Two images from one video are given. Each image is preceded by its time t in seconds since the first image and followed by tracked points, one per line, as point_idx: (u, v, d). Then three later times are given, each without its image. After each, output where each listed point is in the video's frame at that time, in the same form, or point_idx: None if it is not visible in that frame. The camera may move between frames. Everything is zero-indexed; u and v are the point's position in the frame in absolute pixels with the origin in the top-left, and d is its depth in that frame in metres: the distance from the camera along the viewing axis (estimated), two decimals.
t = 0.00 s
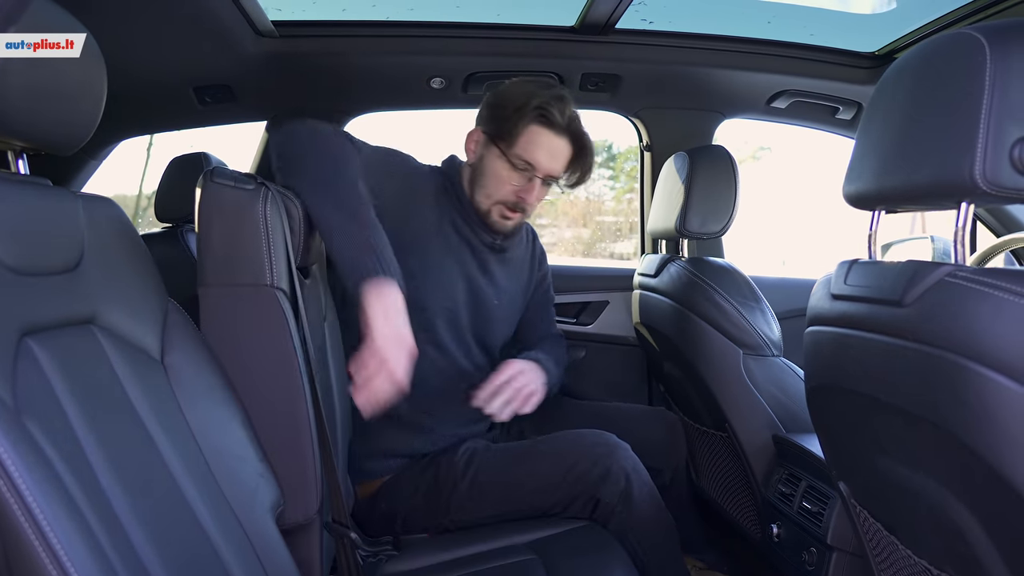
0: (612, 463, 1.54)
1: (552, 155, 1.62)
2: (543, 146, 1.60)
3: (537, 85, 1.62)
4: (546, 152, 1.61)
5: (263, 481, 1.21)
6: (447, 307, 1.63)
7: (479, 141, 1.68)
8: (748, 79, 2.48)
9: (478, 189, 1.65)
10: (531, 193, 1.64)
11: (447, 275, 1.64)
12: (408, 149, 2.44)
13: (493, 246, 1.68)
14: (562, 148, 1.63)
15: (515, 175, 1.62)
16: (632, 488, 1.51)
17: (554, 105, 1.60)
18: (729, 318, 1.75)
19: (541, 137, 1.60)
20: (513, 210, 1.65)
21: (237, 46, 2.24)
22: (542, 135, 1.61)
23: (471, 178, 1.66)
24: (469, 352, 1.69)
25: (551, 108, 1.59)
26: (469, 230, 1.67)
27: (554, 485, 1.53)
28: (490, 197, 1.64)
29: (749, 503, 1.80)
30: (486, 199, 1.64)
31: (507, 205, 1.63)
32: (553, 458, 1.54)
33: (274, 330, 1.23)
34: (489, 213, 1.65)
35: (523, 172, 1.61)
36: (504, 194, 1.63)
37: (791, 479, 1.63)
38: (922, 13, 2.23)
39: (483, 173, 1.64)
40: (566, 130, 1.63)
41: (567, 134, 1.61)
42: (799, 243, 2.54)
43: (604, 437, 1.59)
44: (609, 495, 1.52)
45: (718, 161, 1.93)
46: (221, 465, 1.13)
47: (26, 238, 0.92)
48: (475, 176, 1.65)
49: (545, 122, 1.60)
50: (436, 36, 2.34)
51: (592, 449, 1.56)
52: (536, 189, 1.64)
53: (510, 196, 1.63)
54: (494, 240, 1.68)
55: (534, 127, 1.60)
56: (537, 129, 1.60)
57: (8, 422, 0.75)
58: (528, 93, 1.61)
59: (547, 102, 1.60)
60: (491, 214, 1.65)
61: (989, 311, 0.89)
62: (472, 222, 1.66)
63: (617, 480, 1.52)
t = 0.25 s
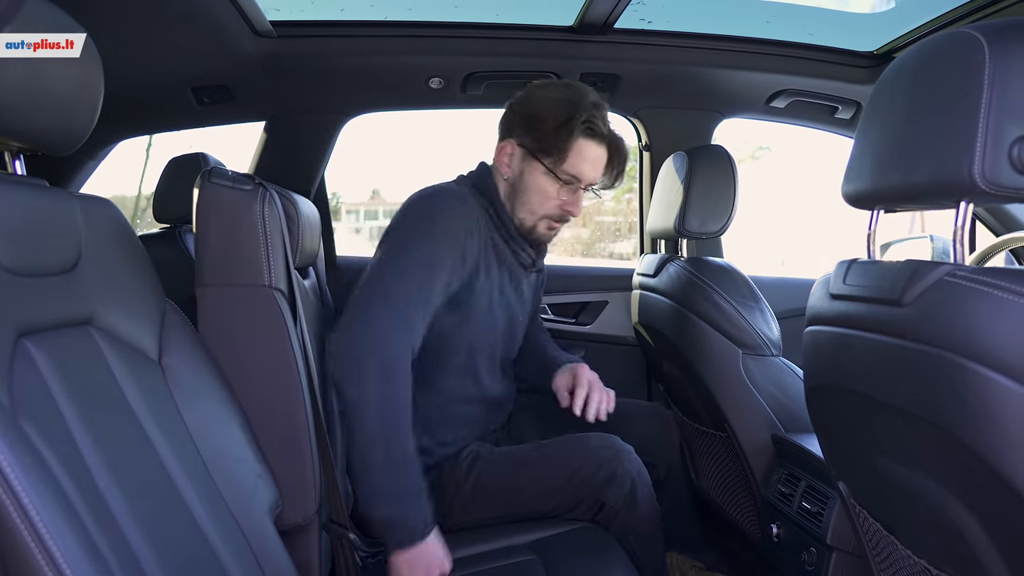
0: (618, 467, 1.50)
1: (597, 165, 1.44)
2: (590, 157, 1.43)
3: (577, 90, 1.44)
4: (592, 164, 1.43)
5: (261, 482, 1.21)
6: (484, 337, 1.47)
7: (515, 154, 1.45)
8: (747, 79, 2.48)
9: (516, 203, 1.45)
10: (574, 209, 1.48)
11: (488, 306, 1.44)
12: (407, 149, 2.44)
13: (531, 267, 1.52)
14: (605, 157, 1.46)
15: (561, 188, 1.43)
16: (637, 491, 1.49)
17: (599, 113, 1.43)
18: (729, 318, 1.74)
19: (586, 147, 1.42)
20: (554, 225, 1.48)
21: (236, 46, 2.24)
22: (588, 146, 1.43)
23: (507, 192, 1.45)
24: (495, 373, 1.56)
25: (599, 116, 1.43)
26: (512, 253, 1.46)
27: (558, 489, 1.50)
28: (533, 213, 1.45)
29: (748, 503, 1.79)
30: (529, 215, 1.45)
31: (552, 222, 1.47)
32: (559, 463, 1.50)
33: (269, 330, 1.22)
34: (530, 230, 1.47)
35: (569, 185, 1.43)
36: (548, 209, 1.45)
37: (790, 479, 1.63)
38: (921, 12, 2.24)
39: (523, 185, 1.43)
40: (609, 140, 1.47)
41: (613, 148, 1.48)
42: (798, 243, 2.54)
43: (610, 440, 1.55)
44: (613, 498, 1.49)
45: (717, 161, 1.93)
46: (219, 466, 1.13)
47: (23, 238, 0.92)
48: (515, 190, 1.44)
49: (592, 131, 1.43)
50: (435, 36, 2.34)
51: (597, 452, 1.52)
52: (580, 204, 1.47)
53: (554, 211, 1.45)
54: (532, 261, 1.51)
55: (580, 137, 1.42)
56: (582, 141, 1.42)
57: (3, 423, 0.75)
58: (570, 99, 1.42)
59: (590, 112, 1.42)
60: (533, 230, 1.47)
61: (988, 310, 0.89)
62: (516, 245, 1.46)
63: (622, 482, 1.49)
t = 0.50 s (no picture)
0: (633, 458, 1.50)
1: (623, 164, 1.44)
2: (618, 159, 1.42)
3: (608, 86, 1.39)
4: (618, 166, 1.43)
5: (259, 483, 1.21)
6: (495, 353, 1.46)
7: (538, 155, 1.42)
8: (746, 79, 2.47)
9: (540, 207, 1.45)
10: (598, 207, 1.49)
11: (489, 330, 1.42)
12: (406, 149, 2.44)
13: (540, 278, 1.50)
14: (631, 153, 1.45)
15: (587, 193, 1.43)
16: (643, 489, 1.47)
17: (629, 111, 1.40)
18: (728, 319, 1.74)
19: (616, 148, 1.41)
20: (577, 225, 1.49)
21: (234, 46, 2.23)
22: (617, 147, 1.41)
23: (530, 197, 1.45)
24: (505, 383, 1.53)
25: (628, 115, 1.40)
26: (524, 260, 1.45)
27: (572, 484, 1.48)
28: (557, 216, 1.46)
29: (747, 503, 1.79)
30: (552, 219, 1.46)
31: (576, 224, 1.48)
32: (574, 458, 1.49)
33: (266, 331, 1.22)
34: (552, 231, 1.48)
35: (596, 190, 1.43)
36: (573, 213, 1.45)
37: (789, 479, 1.63)
38: (920, 12, 2.23)
39: (549, 190, 1.43)
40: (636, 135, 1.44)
41: (642, 142, 1.45)
42: (797, 243, 2.54)
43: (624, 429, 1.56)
44: (629, 488, 1.48)
45: (716, 161, 1.92)
46: (216, 468, 1.13)
47: (19, 239, 0.92)
48: (538, 195, 1.43)
49: (620, 131, 1.40)
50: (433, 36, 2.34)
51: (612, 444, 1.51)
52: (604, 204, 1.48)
53: (578, 214, 1.46)
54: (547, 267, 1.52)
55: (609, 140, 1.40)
56: (614, 143, 1.40)
57: None
58: (602, 98, 1.38)
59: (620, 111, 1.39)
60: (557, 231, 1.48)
61: (986, 310, 0.88)
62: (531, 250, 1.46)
63: (634, 476, 1.48)
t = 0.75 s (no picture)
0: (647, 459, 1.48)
1: (591, 133, 1.39)
2: (585, 129, 1.37)
3: (568, 54, 1.35)
4: (585, 135, 1.38)
5: (256, 483, 1.20)
6: (483, 337, 1.44)
7: (501, 129, 1.39)
8: (745, 79, 2.47)
9: (507, 182, 1.41)
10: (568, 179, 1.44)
11: (466, 305, 1.40)
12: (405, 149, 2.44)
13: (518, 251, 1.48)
14: (600, 122, 1.40)
15: (554, 163, 1.38)
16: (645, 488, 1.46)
17: (592, 78, 1.36)
18: (727, 318, 1.74)
19: (580, 117, 1.36)
20: (547, 198, 1.44)
21: (233, 46, 2.23)
22: (582, 115, 1.37)
23: (496, 172, 1.41)
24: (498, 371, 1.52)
25: (593, 83, 1.36)
26: (496, 234, 1.44)
27: (584, 495, 1.43)
28: (526, 190, 1.41)
29: (747, 503, 1.79)
30: (520, 194, 1.41)
31: (546, 197, 1.43)
32: (590, 468, 1.45)
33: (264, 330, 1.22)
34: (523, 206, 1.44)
35: (563, 159, 1.38)
36: (541, 185, 1.41)
37: (789, 479, 1.62)
38: (920, 11, 2.23)
39: (513, 163, 1.39)
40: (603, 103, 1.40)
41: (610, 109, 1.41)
42: (797, 243, 2.54)
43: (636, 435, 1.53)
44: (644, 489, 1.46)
45: (715, 161, 1.92)
46: (213, 468, 1.13)
47: (16, 238, 0.92)
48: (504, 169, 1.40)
49: (586, 101, 1.36)
50: (432, 36, 2.34)
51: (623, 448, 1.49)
52: (574, 177, 1.43)
53: (547, 186, 1.41)
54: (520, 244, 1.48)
55: (574, 110, 1.36)
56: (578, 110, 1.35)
57: None
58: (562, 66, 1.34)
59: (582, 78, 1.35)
60: (528, 206, 1.44)
61: (985, 310, 0.88)
62: (498, 225, 1.43)
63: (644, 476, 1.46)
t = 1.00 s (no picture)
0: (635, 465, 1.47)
1: (560, 144, 1.49)
2: (554, 139, 1.47)
3: (527, 73, 1.45)
4: (555, 146, 1.48)
5: (255, 482, 1.21)
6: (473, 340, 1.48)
7: (476, 151, 1.51)
8: (743, 79, 2.48)
9: (489, 199, 1.51)
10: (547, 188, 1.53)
11: (458, 311, 1.49)
12: (404, 149, 2.45)
13: (505, 272, 1.57)
14: (568, 132, 1.50)
15: (528, 176, 1.49)
16: (643, 486, 1.46)
17: (554, 92, 1.45)
18: (724, 318, 1.74)
19: (547, 130, 1.46)
20: (531, 210, 1.54)
21: (231, 46, 2.23)
22: (549, 129, 1.46)
23: (477, 192, 1.52)
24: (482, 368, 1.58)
25: (555, 96, 1.45)
26: (483, 249, 1.51)
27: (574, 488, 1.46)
28: (506, 205, 1.51)
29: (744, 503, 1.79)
30: (501, 208, 1.51)
31: (527, 209, 1.52)
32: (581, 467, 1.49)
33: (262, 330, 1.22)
34: (508, 221, 1.53)
35: (536, 171, 1.48)
36: (521, 199, 1.50)
37: (786, 479, 1.62)
38: (918, 12, 2.24)
39: (491, 181, 1.49)
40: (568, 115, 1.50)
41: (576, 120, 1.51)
42: (795, 243, 2.55)
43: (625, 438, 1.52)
44: (629, 494, 1.45)
45: (713, 161, 1.92)
46: (212, 467, 1.13)
47: (14, 238, 0.92)
48: (482, 187, 1.50)
49: (552, 113, 1.46)
50: (431, 36, 2.34)
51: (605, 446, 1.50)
52: (552, 186, 1.52)
53: (526, 199, 1.50)
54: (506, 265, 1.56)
55: (540, 122, 1.45)
56: (543, 125, 1.45)
57: None
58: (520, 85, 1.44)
59: (545, 93, 1.44)
60: (513, 221, 1.53)
61: (981, 310, 0.88)
62: (487, 239, 1.51)
63: (637, 482, 1.45)
